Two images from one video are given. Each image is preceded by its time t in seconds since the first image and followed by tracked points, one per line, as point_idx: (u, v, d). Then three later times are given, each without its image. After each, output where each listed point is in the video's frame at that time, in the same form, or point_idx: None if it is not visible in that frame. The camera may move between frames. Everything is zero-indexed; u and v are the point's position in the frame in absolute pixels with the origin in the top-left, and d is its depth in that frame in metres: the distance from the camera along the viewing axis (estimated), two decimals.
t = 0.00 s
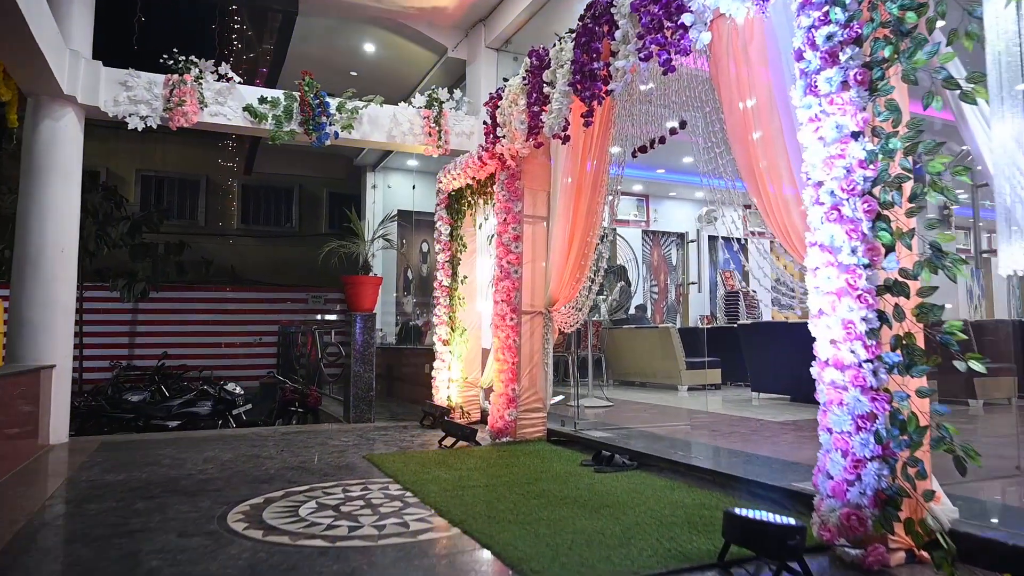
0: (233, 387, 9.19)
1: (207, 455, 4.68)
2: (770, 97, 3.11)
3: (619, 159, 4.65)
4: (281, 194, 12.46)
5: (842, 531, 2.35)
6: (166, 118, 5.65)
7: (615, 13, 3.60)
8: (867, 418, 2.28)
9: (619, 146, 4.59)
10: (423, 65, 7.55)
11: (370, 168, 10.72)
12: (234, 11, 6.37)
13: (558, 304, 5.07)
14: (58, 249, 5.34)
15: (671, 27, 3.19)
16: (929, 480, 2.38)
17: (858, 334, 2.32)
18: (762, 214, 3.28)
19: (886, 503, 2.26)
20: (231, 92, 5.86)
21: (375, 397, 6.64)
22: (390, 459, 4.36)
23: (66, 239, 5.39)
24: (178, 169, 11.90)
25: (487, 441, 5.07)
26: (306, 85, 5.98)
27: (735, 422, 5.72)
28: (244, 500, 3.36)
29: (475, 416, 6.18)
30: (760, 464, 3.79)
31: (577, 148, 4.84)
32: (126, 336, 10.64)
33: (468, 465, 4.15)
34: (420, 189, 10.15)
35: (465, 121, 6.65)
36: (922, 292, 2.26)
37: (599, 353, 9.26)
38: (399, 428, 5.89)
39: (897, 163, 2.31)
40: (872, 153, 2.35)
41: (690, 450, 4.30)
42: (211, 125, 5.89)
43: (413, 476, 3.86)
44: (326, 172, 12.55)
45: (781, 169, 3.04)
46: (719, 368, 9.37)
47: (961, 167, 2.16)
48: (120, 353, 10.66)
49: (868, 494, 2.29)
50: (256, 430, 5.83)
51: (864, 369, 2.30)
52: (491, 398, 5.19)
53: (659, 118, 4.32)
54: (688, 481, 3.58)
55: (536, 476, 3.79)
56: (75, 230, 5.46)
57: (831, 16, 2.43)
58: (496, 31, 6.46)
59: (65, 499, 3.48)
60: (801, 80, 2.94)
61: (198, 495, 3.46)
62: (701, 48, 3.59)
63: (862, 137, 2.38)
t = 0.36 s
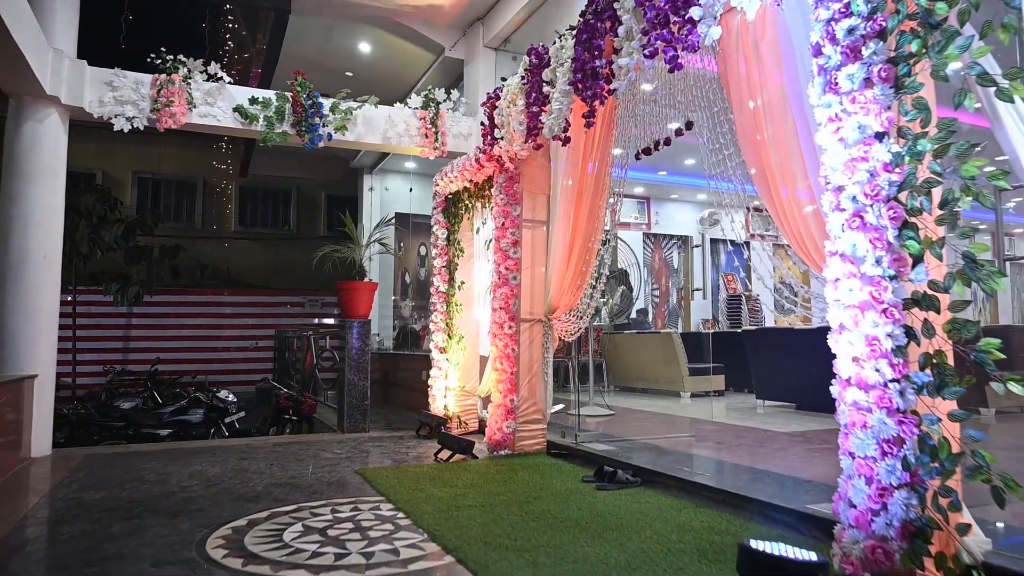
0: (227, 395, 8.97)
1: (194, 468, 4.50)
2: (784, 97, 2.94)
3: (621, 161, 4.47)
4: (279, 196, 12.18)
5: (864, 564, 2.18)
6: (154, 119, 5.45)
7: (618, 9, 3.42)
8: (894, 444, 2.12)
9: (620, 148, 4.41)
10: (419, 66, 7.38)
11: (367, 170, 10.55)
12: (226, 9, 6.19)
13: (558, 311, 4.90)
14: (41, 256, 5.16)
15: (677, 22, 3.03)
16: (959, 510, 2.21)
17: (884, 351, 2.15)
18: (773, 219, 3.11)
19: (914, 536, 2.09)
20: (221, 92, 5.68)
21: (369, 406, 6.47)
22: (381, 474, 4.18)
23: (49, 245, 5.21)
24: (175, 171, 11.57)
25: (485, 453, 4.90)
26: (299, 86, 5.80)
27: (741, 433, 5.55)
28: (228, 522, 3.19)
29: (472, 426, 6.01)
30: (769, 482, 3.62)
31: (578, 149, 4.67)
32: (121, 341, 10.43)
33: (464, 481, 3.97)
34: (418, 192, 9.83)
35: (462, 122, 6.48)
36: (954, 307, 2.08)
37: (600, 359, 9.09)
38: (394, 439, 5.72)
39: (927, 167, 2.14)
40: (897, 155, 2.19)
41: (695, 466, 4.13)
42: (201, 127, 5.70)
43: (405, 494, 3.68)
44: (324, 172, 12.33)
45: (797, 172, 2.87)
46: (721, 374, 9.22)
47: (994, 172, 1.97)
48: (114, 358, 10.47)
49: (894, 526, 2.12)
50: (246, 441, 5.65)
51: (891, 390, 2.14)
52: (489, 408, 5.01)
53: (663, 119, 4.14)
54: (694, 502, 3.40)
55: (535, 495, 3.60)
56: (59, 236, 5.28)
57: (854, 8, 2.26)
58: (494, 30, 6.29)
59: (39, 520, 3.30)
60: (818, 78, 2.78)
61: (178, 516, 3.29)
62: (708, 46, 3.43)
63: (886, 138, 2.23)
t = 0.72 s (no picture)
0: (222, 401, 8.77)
1: (178, 481, 4.33)
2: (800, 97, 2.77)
3: (624, 162, 4.26)
4: (274, 200, 11.84)
5: None
6: (140, 119, 5.26)
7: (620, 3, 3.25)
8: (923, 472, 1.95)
9: (622, 149, 4.22)
10: (414, 66, 7.21)
11: (364, 171, 10.36)
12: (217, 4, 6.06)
13: (558, 319, 4.72)
14: (21, 261, 4.98)
15: (684, 14, 2.86)
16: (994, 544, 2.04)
17: (913, 371, 1.98)
18: (785, 226, 2.93)
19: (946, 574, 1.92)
20: (209, 92, 5.50)
21: (364, 415, 6.28)
22: (372, 491, 3.99)
23: (30, 250, 5.03)
24: (175, 173, 11.29)
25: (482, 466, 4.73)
26: (290, 85, 5.62)
27: (745, 444, 5.37)
28: (206, 546, 3.00)
29: (470, 435, 5.83)
30: (778, 501, 3.44)
31: (579, 150, 4.50)
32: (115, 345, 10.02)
33: (458, 499, 3.79)
34: (413, 196, 9.19)
35: (459, 122, 6.30)
36: (993, 324, 1.91)
37: (601, 364, 8.91)
38: (388, 450, 5.54)
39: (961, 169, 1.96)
40: (928, 157, 2.02)
41: (701, 482, 3.95)
42: (189, 127, 5.51)
43: (397, 513, 3.50)
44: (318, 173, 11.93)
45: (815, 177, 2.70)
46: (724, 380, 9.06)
47: None
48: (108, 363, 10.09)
49: (924, 562, 1.95)
50: (236, 452, 5.46)
51: (920, 414, 1.97)
52: (487, 419, 4.83)
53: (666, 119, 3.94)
54: (699, 524, 3.23)
55: (533, 516, 3.42)
56: (41, 240, 5.10)
57: None
58: (492, 28, 6.11)
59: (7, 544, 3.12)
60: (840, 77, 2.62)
61: (155, 540, 3.10)
62: (715, 43, 3.26)
63: (914, 139, 2.07)
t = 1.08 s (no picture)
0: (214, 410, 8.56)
1: (160, 502, 4.13)
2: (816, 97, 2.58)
3: (626, 166, 4.07)
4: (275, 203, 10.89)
5: None
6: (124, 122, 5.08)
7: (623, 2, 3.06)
8: (959, 515, 1.80)
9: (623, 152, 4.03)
10: (411, 66, 7.01)
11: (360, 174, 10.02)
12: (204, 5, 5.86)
13: (557, 329, 4.53)
14: None
15: (692, 13, 2.69)
16: None
17: (949, 405, 1.82)
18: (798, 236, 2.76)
19: None
20: (197, 94, 5.31)
21: (357, 427, 6.10)
22: (364, 513, 3.80)
23: (10, 258, 4.85)
24: (169, 175, 10.23)
25: (478, 485, 4.53)
26: (280, 87, 5.43)
27: (750, 459, 5.21)
28: None
29: (467, 449, 5.66)
30: (789, 528, 3.26)
31: (579, 154, 4.31)
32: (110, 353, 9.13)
33: (452, 523, 3.61)
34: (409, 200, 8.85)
35: (456, 125, 6.12)
36: None
37: (601, 370, 8.68)
38: (382, 465, 5.35)
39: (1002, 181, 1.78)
40: (963, 168, 1.85)
41: (705, 503, 3.78)
42: (175, 131, 5.33)
43: (388, 540, 3.31)
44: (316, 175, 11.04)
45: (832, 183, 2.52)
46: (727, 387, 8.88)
47: None
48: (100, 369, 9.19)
49: None
50: (224, 467, 5.28)
51: (957, 452, 1.81)
52: (483, 435, 4.65)
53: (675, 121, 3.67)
54: (706, 553, 3.05)
55: (531, 543, 3.24)
56: (20, 248, 4.92)
57: None
58: (489, 28, 5.92)
59: None
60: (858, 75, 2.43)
61: (129, 573, 2.92)
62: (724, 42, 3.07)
63: (947, 148, 1.89)
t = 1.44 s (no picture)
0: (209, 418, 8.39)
1: (146, 519, 3.98)
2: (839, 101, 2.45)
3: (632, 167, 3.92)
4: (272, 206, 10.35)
5: None
6: (112, 125, 4.93)
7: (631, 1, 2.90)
8: (1001, 560, 1.66)
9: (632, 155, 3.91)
10: (409, 68, 6.86)
11: (358, 176, 9.74)
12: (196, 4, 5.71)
13: (560, 339, 4.38)
14: None
15: (703, 11, 2.50)
16: None
17: (992, 438, 1.68)
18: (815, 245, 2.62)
19: None
20: (188, 96, 5.16)
21: (354, 437, 5.95)
22: (359, 533, 3.64)
23: None
24: (165, 177, 9.95)
25: (477, 502, 4.37)
26: (274, 89, 5.28)
27: (757, 471, 5.07)
28: None
29: (466, 461, 5.52)
30: (802, 553, 3.11)
31: (582, 158, 4.16)
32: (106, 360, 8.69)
33: (450, 544, 3.46)
34: (408, 203, 8.66)
35: (455, 128, 5.98)
36: None
37: (603, 376, 8.51)
38: (379, 478, 5.20)
39: None
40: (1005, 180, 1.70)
41: (714, 522, 3.64)
42: (166, 134, 5.18)
43: (383, 564, 3.16)
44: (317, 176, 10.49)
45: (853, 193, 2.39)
46: (731, 393, 8.74)
47: None
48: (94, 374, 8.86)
49: None
50: (216, 480, 5.13)
51: (998, 489, 1.67)
52: (483, 448, 4.49)
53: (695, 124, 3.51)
54: None
55: (532, 567, 3.10)
56: (5, 255, 4.77)
57: None
58: (490, 28, 5.77)
59: None
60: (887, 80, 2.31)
61: None
62: (736, 43, 2.93)
63: (988, 156, 1.75)
